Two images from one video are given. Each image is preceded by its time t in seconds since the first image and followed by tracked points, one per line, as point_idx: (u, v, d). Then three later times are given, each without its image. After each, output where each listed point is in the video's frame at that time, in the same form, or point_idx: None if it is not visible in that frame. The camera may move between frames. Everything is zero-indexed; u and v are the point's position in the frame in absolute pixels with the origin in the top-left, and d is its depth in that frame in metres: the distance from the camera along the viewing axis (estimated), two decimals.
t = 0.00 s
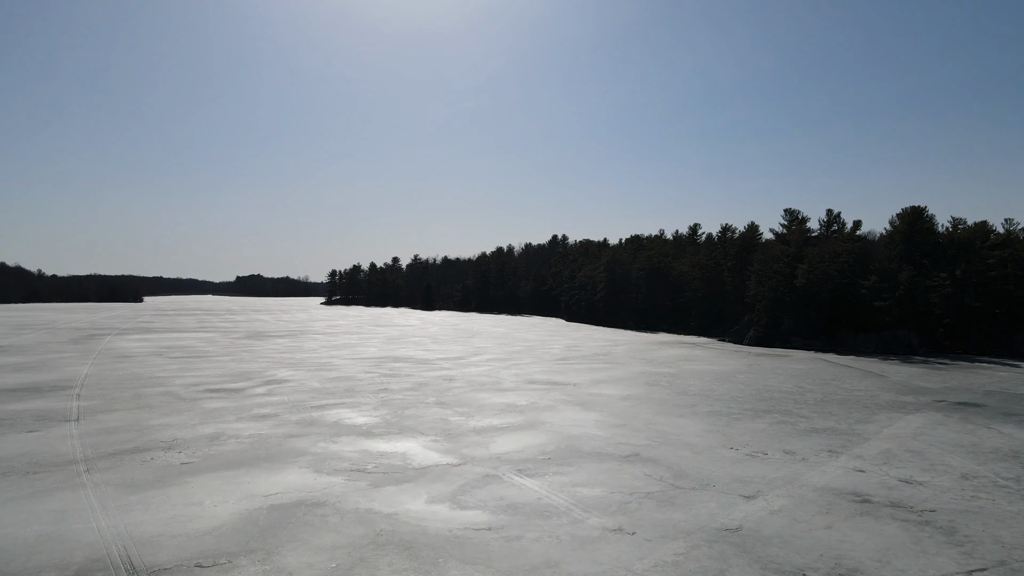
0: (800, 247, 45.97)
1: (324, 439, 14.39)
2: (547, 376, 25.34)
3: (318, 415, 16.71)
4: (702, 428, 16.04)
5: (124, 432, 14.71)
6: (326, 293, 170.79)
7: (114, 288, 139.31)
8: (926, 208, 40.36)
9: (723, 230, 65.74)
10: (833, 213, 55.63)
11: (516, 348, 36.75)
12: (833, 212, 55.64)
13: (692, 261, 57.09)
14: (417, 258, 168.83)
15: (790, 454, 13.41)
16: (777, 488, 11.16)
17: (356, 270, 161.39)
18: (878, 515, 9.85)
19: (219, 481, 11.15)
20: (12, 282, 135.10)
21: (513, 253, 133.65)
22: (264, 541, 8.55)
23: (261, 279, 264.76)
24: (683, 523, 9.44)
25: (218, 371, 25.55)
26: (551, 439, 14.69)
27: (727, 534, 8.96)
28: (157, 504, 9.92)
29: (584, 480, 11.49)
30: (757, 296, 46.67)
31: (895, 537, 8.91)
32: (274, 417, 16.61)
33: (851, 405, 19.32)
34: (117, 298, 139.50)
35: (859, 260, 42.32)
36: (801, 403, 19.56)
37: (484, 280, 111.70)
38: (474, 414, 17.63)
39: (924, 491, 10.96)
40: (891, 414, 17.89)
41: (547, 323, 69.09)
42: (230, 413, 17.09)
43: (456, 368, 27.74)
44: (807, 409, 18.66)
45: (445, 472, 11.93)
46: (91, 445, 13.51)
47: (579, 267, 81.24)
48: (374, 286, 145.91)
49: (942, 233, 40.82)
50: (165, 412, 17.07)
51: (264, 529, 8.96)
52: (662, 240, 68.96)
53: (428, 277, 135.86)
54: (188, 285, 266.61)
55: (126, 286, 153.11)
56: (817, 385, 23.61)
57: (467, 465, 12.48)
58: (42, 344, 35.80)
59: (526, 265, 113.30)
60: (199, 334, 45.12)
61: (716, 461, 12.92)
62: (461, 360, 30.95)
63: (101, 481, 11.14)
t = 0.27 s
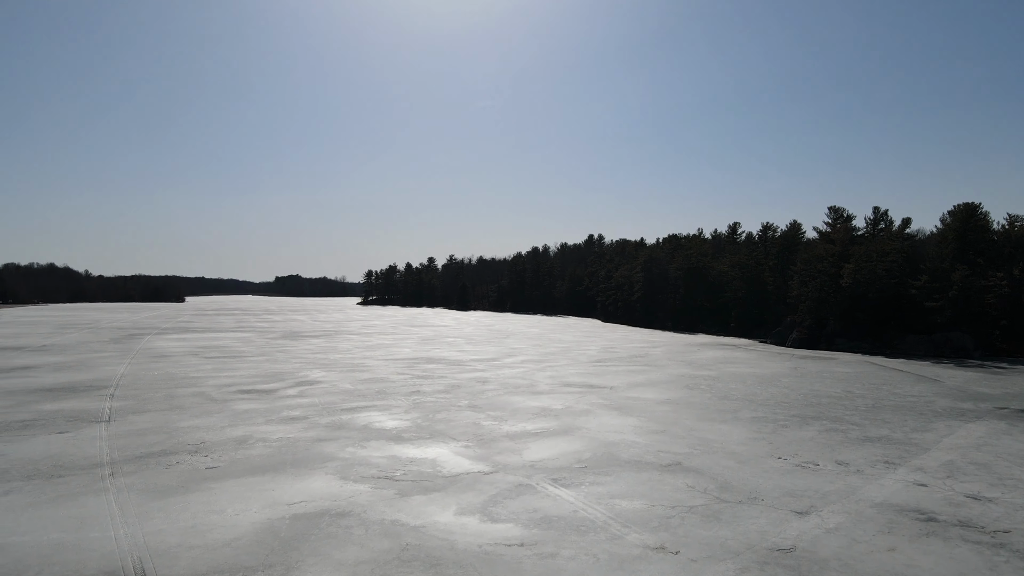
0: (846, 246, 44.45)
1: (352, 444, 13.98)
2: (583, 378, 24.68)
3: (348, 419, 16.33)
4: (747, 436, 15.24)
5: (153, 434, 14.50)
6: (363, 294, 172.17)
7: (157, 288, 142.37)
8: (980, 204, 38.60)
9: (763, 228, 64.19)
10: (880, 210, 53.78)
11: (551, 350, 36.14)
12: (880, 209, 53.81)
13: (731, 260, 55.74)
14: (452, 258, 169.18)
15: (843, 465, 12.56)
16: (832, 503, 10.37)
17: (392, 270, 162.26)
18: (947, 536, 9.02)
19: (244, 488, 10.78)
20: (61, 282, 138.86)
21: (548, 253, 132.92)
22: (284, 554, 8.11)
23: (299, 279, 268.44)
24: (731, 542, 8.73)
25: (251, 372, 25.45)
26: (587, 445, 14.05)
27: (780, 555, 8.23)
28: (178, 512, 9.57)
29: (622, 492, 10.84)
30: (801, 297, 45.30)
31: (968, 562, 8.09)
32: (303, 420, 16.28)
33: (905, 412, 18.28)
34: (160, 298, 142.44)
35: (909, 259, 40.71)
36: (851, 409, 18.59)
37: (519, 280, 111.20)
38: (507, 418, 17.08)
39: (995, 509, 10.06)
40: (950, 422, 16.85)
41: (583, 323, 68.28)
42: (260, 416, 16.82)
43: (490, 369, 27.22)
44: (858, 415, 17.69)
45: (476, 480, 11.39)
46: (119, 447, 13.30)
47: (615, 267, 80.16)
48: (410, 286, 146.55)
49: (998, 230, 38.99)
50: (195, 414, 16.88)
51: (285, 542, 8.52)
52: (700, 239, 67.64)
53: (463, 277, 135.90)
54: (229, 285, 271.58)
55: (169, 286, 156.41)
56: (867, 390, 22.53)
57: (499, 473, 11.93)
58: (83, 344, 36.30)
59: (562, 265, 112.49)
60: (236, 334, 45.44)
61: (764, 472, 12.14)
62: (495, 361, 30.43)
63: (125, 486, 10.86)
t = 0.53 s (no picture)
0: (895, 244, 42.83)
1: (383, 449, 13.55)
2: (621, 382, 23.97)
3: (380, 423, 15.93)
4: (796, 444, 14.40)
5: (182, 436, 14.28)
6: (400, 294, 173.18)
7: (200, 288, 145.10)
8: None
9: (808, 226, 62.42)
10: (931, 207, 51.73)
11: (588, 351, 35.43)
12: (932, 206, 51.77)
13: (774, 259, 54.29)
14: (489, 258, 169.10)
15: (903, 479, 11.69)
16: (894, 522, 9.56)
17: (429, 270, 162.89)
18: None
19: (269, 495, 10.41)
20: (108, 283, 142.52)
21: (586, 253, 131.79)
22: (305, 570, 7.66)
23: (338, 279, 271.46)
24: (784, 564, 8.02)
25: (285, 372, 25.33)
26: (627, 453, 13.39)
27: None
28: (200, 521, 9.21)
29: (664, 505, 10.18)
30: (848, 297, 43.83)
31: None
32: (334, 423, 15.93)
33: (965, 420, 17.20)
34: (202, 298, 145.17)
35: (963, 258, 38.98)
36: (907, 417, 17.56)
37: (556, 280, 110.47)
38: (543, 423, 16.50)
39: None
40: (1016, 431, 15.74)
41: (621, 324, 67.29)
42: (291, 418, 16.54)
43: (526, 371, 26.68)
44: (915, 423, 16.68)
45: (509, 490, 10.84)
46: (147, 449, 13.09)
47: (653, 267, 78.90)
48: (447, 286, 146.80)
49: None
50: (227, 416, 16.68)
51: (306, 556, 8.09)
52: (741, 238, 66.14)
53: (500, 277, 135.60)
54: (270, 285, 276.02)
55: (211, 286, 159.37)
56: (922, 395, 21.38)
57: (533, 482, 11.37)
58: (125, 343, 36.79)
59: (599, 265, 111.38)
60: (274, 334, 45.69)
61: (817, 484, 11.35)
62: (530, 363, 29.87)
63: (149, 491, 10.57)
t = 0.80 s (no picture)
0: (947, 243, 41.14)
1: (412, 455, 13.12)
2: (660, 385, 23.21)
3: (410, 427, 15.53)
4: (848, 454, 13.56)
5: (211, 438, 14.07)
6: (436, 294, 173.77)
7: (240, 288, 147.59)
8: None
9: (854, 225, 60.55)
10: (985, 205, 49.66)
11: (625, 353, 34.67)
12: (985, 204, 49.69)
13: (818, 259, 52.70)
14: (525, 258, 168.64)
15: (969, 495, 10.82)
16: (963, 544, 8.76)
17: (465, 270, 163.06)
18: None
19: (294, 504, 10.02)
20: (153, 283, 145.80)
21: (622, 254, 130.42)
22: None
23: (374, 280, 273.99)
24: None
25: (319, 373, 25.15)
26: (667, 462, 12.73)
27: None
28: (221, 530, 8.87)
29: (709, 520, 9.52)
30: (896, 298, 42.27)
31: None
32: (364, 427, 15.58)
33: None
34: (242, 298, 147.64)
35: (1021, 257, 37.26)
36: (967, 425, 16.53)
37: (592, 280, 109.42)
38: (578, 428, 15.91)
39: None
40: None
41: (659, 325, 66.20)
42: (321, 421, 16.23)
43: (561, 374, 26.08)
44: (976, 432, 15.66)
45: (543, 501, 10.29)
46: (175, 453, 12.86)
47: (692, 267, 77.48)
48: (482, 286, 146.82)
49: None
50: (257, 418, 16.47)
51: (328, 572, 7.66)
52: (783, 237, 64.52)
53: (536, 277, 135.08)
54: (308, 286, 279.88)
55: (250, 286, 162.13)
56: (982, 402, 20.22)
57: (568, 493, 10.80)
58: (164, 343, 37.21)
59: (636, 265, 110.03)
60: (310, 334, 45.85)
61: (874, 499, 10.56)
62: (566, 365, 29.25)
63: (173, 497, 10.26)
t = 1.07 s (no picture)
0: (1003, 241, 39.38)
1: (444, 461, 12.68)
2: (701, 389, 22.43)
3: (442, 432, 15.11)
4: (906, 466, 12.70)
5: (241, 441, 13.84)
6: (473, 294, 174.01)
7: (280, 288, 149.75)
8: None
9: (902, 223, 58.55)
10: None
11: (664, 355, 33.85)
12: None
13: (865, 258, 50.97)
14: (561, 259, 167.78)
15: None
16: None
17: (501, 270, 162.86)
18: None
19: (319, 513, 9.63)
20: (196, 283, 148.86)
21: (660, 254, 128.79)
22: None
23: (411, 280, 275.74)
24: None
25: (352, 374, 24.93)
26: (710, 472, 12.06)
27: None
28: (244, 540, 8.52)
29: (758, 537, 8.85)
30: (949, 299, 40.62)
31: None
32: (395, 431, 15.21)
33: None
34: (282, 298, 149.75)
35: None
36: None
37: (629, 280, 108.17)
38: (616, 434, 15.29)
39: None
40: None
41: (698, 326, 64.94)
42: (352, 424, 15.89)
43: (598, 376, 25.45)
44: None
45: (580, 513, 9.74)
46: (203, 456, 12.62)
47: (732, 267, 75.84)
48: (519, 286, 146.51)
49: None
50: (288, 420, 16.23)
51: None
52: (828, 236, 62.75)
53: (572, 277, 134.20)
54: (346, 286, 283.04)
55: (290, 287, 164.37)
56: None
57: (605, 504, 10.21)
58: (203, 343, 37.58)
59: (675, 266, 108.46)
60: (346, 334, 45.96)
61: (938, 517, 9.76)
62: (603, 367, 28.57)
63: (196, 504, 9.97)
